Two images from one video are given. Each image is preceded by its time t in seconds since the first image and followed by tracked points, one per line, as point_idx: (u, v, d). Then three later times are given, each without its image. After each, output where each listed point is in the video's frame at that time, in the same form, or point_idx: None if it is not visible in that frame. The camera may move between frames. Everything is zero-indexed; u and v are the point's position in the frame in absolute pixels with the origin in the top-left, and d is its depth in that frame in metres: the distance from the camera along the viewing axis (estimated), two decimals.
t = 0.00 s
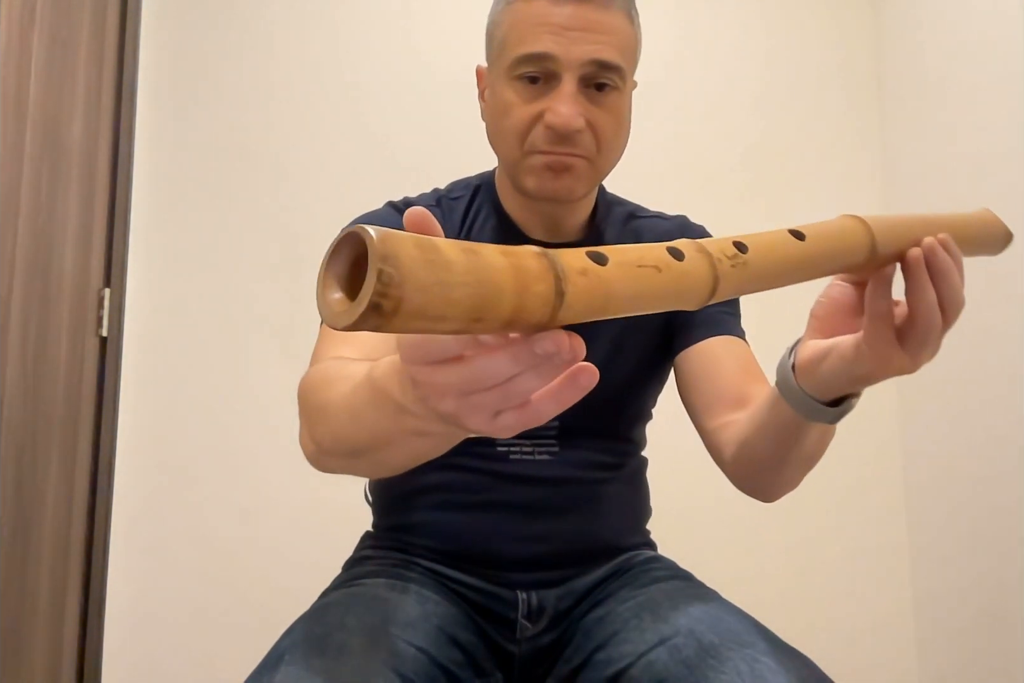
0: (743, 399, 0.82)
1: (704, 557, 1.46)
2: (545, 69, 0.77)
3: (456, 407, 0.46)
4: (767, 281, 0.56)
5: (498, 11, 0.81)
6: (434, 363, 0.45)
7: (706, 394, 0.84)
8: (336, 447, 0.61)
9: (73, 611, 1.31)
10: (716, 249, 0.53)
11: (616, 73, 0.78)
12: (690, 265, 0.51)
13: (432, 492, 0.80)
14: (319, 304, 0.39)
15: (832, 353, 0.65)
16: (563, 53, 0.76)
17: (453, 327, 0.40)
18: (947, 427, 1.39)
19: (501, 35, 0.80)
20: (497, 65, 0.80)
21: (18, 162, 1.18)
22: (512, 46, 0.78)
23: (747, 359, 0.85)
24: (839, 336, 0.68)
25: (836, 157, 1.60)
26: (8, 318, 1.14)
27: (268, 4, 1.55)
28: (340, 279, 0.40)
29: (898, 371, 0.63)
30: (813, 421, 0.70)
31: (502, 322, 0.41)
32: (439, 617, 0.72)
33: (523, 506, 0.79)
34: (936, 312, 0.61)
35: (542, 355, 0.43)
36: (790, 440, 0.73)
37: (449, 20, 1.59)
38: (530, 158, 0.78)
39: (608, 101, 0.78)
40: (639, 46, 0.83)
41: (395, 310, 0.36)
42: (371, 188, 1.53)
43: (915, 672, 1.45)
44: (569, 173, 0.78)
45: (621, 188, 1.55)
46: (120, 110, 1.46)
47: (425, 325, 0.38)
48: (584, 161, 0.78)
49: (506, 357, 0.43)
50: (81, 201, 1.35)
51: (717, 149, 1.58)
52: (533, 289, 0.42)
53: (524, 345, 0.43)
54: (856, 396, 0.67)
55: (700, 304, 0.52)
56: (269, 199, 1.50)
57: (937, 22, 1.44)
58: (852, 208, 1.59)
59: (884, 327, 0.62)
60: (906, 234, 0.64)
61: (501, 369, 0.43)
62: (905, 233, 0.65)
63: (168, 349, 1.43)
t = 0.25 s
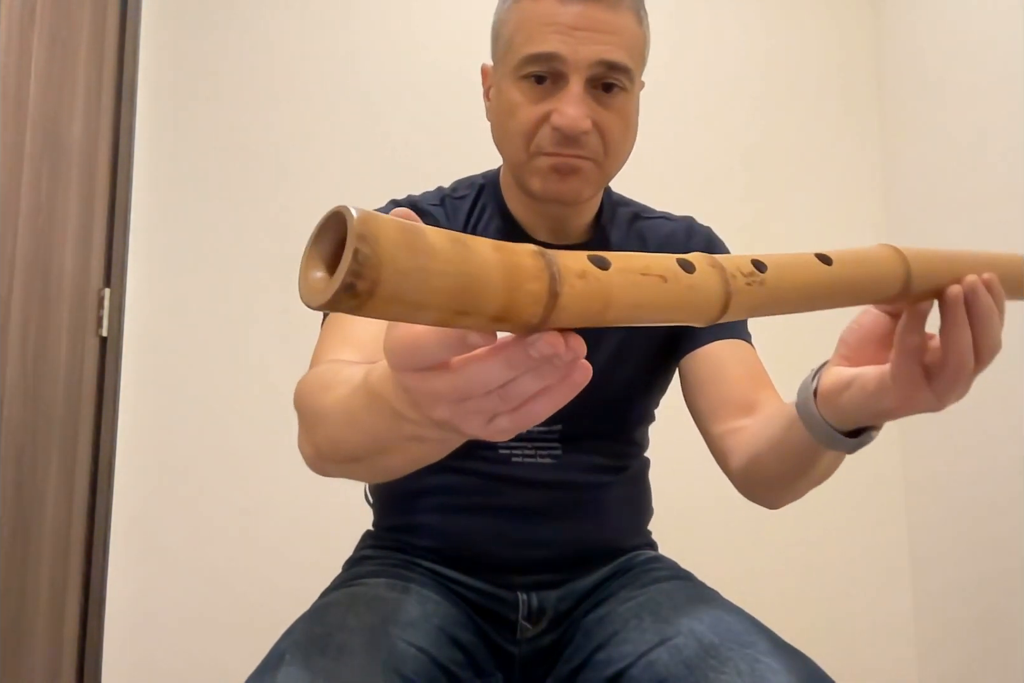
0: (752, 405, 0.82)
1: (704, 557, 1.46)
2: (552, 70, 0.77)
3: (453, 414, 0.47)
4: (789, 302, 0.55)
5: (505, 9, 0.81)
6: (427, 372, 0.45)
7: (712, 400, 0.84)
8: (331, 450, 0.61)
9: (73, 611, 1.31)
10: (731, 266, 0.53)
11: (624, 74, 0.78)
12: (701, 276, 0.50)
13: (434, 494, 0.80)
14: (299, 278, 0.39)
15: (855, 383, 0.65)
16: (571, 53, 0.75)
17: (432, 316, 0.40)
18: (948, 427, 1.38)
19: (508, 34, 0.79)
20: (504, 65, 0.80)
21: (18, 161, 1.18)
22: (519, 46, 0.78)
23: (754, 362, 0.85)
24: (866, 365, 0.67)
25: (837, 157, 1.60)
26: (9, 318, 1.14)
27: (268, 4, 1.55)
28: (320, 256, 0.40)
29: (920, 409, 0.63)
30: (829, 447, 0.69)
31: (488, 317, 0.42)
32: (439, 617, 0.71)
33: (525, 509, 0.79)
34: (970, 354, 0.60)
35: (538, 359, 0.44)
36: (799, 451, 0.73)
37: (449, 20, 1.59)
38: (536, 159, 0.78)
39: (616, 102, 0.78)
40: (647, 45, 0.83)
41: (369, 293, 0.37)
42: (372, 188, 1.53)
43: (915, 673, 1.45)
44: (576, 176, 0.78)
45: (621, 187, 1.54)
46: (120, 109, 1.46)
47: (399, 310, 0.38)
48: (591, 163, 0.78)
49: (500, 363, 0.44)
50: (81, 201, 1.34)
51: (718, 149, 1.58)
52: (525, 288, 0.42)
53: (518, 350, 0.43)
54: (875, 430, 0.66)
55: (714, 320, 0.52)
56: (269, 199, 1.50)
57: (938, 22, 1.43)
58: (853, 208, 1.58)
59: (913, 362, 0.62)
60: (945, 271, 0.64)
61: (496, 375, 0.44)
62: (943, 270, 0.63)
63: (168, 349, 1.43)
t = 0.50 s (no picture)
0: (753, 410, 0.82)
1: (705, 557, 1.45)
2: (554, 70, 0.76)
3: (444, 416, 0.47)
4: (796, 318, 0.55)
5: (507, 10, 0.80)
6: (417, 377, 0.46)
7: (714, 404, 0.83)
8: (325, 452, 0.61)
9: (73, 611, 1.31)
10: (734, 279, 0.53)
11: (627, 75, 0.78)
12: (699, 284, 0.51)
13: (434, 496, 0.80)
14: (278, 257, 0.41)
15: (876, 411, 0.63)
16: (573, 54, 0.75)
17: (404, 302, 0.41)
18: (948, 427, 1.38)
19: (510, 33, 0.79)
20: (506, 65, 0.79)
21: (18, 160, 1.17)
22: (521, 45, 0.78)
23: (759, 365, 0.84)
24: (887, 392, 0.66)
25: (837, 156, 1.60)
26: (8, 317, 1.14)
27: (268, 3, 1.55)
28: (301, 230, 0.41)
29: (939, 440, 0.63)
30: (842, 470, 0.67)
31: (466, 307, 0.43)
32: (440, 617, 0.71)
33: (526, 511, 0.79)
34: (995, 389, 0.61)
35: (526, 358, 0.44)
36: (803, 457, 0.73)
37: (449, 19, 1.59)
38: (537, 161, 0.78)
39: (618, 103, 0.78)
40: (650, 47, 0.83)
41: (337, 270, 0.38)
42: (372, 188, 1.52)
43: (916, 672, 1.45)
44: (578, 177, 0.77)
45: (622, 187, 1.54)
46: (120, 108, 1.46)
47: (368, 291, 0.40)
48: (593, 165, 0.78)
49: (489, 364, 0.44)
50: (81, 200, 1.34)
51: (719, 148, 1.57)
52: (505, 280, 0.44)
53: (506, 351, 0.44)
54: (891, 459, 0.65)
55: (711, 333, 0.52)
56: (269, 199, 1.50)
57: (938, 21, 1.43)
58: (854, 207, 1.58)
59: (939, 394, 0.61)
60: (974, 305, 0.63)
61: (486, 377, 0.45)
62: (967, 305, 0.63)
63: (168, 348, 1.43)
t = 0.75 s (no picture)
0: (756, 412, 0.81)
1: (705, 557, 1.45)
2: (554, 70, 0.76)
3: (428, 414, 0.48)
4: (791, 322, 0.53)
5: (506, 10, 0.80)
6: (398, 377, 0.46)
7: (718, 406, 0.83)
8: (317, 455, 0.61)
9: (73, 611, 1.31)
10: (722, 282, 0.52)
11: (627, 76, 0.78)
12: (681, 284, 0.50)
13: (434, 496, 0.79)
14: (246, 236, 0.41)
15: (882, 421, 0.63)
16: (573, 55, 0.75)
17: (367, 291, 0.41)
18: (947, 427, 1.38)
19: (510, 34, 0.79)
20: (505, 65, 0.79)
21: (18, 160, 1.17)
22: (521, 46, 0.77)
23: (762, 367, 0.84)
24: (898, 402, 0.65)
25: (837, 156, 1.60)
26: (9, 317, 1.14)
27: (268, 4, 1.55)
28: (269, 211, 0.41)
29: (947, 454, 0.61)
30: (846, 479, 0.68)
31: (431, 300, 0.43)
32: (440, 617, 0.71)
33: (526, 512, 0.79)
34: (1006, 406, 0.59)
35: (503, 353, 0.45)
36: (805, 461, 0.72)
37: (449, 20, 1.59)
38: (537, 162, 0.78)
39: (618, 104, 0.78)
40: (650, 47, 0.83)
41: (298, 256, 0.38)
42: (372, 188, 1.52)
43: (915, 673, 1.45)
44: (578, 178, 0.77)
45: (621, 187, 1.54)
46: (121, 109, 1.46)
47: (329, 279, 0.40)
48: (593, 166, 0.78)
49: (465, 363, 0.45)
50: (81, 200, 1.34)
51: (720, 148, 1.57)
52: (471, 273, 0.43)
53: (481, 348, 0.44)
54: (899, 470, 0.65)
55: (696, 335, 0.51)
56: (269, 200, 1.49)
57: (938, 21, 1.43)
58: (855, 207, 1.58)
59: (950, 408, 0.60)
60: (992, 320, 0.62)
61: (464, 375, 0.45)
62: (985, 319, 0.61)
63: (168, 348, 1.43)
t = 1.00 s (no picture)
0: (752, 411, 0.81)
1: (706, 557, 1.45)
2: (550, 71, 0.76)
3: (393, 408, 0.48)
4: (771, 314, 0.53)
5: (503, 11, 0.80)
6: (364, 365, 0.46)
7: (718, 405, 0.83)
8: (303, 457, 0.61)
9: (73, 611, 1.31)
10: (694, 273, 0.52)
11: (623, 76, 0.77)
12: (652, 274, 0.50)
13: (434, 496, 0.79)
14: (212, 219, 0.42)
15: (878, 422, 0.62)
16: (569, 56, 0.75)
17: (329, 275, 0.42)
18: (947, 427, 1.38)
19: (507, 34, 0.79)
20: (502, 66, 0.79)
21: (18, 160, 1.17)
22: (517, 47, 0.77)
23: (760, 363, 0.84)
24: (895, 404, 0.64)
25: (837, 156, 1.60)
26: (8, 317, 1.14)
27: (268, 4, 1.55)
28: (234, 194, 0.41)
29: (941, 460, 0.60)
30: (843, 482, 0.66)
31: (393, 281, 0.43)
32: (439, 617, 0.71)
33: (524, 512, 0.78)
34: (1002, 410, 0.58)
35: (467, 341, 0.45)
36: (804, 464, 0.71)
37: (449, 20, 1.59)
38: (534, 163, 0.77)
39: (614, 105, 0.78)
40: (646, 47, 0.82)
41: (257, 238, 0.39)
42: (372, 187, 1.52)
43: (916, 672, 1.45)
44: (574, 179, 0.77)
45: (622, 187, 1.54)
46: (121, 109, 1.46)
47: (289, 261, 0.40)
48: (589, 167, 0.77)
49: (429, 348, 0.45)
50: (81, 200, 1.34)
51: (720, 148, 1.57)
52: (431, 258, 0.44)
53: (445, 332, 0.44)
54: (896, 475, 0.64)
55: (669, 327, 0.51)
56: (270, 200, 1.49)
57: (938, 20, 1.43)
58: (855, 207, 1.58)
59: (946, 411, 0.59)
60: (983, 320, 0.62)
61: (427, 362, 0.45)
62: (975, 318, 0.61)
63: (168, 348, 1.43)
